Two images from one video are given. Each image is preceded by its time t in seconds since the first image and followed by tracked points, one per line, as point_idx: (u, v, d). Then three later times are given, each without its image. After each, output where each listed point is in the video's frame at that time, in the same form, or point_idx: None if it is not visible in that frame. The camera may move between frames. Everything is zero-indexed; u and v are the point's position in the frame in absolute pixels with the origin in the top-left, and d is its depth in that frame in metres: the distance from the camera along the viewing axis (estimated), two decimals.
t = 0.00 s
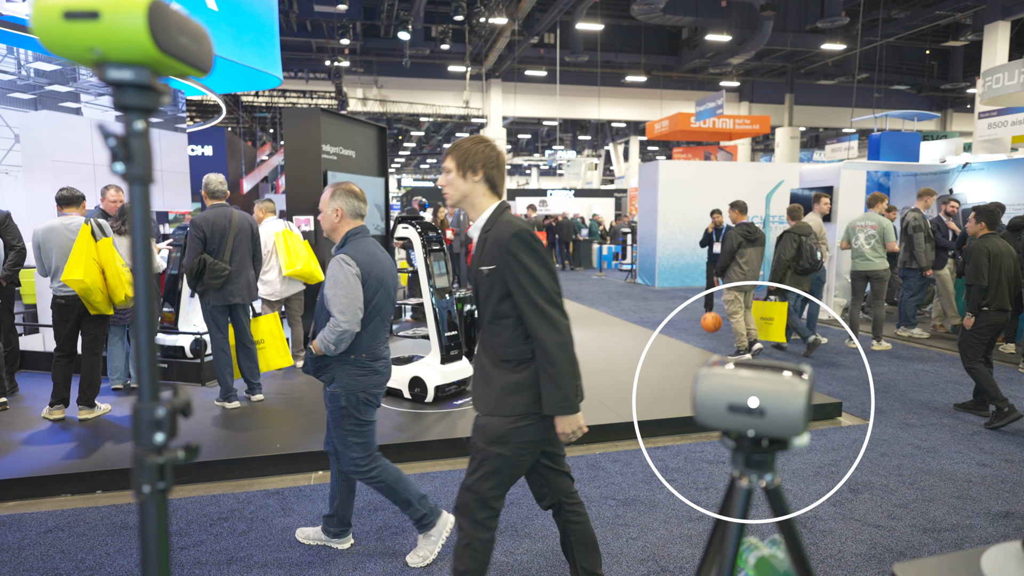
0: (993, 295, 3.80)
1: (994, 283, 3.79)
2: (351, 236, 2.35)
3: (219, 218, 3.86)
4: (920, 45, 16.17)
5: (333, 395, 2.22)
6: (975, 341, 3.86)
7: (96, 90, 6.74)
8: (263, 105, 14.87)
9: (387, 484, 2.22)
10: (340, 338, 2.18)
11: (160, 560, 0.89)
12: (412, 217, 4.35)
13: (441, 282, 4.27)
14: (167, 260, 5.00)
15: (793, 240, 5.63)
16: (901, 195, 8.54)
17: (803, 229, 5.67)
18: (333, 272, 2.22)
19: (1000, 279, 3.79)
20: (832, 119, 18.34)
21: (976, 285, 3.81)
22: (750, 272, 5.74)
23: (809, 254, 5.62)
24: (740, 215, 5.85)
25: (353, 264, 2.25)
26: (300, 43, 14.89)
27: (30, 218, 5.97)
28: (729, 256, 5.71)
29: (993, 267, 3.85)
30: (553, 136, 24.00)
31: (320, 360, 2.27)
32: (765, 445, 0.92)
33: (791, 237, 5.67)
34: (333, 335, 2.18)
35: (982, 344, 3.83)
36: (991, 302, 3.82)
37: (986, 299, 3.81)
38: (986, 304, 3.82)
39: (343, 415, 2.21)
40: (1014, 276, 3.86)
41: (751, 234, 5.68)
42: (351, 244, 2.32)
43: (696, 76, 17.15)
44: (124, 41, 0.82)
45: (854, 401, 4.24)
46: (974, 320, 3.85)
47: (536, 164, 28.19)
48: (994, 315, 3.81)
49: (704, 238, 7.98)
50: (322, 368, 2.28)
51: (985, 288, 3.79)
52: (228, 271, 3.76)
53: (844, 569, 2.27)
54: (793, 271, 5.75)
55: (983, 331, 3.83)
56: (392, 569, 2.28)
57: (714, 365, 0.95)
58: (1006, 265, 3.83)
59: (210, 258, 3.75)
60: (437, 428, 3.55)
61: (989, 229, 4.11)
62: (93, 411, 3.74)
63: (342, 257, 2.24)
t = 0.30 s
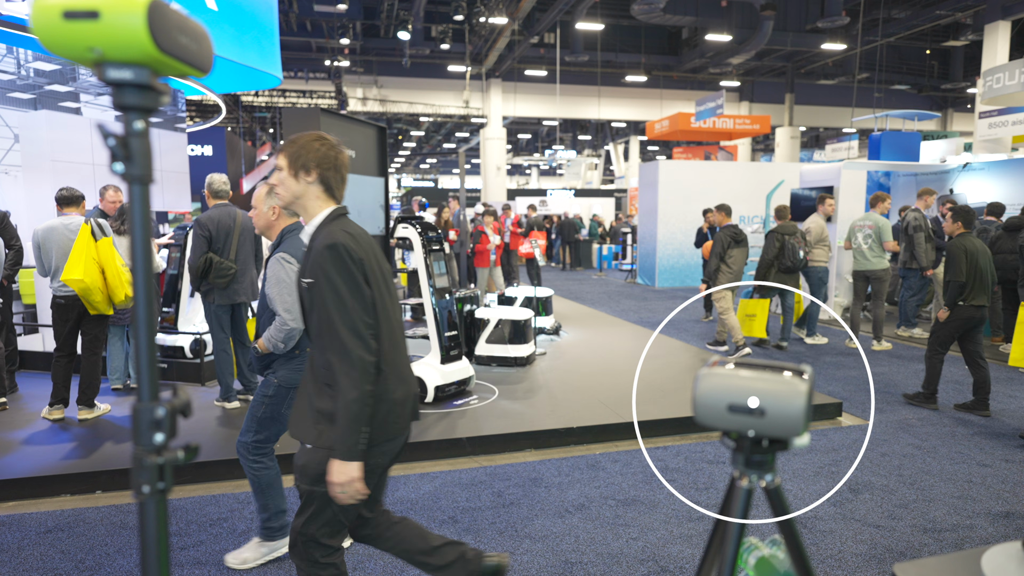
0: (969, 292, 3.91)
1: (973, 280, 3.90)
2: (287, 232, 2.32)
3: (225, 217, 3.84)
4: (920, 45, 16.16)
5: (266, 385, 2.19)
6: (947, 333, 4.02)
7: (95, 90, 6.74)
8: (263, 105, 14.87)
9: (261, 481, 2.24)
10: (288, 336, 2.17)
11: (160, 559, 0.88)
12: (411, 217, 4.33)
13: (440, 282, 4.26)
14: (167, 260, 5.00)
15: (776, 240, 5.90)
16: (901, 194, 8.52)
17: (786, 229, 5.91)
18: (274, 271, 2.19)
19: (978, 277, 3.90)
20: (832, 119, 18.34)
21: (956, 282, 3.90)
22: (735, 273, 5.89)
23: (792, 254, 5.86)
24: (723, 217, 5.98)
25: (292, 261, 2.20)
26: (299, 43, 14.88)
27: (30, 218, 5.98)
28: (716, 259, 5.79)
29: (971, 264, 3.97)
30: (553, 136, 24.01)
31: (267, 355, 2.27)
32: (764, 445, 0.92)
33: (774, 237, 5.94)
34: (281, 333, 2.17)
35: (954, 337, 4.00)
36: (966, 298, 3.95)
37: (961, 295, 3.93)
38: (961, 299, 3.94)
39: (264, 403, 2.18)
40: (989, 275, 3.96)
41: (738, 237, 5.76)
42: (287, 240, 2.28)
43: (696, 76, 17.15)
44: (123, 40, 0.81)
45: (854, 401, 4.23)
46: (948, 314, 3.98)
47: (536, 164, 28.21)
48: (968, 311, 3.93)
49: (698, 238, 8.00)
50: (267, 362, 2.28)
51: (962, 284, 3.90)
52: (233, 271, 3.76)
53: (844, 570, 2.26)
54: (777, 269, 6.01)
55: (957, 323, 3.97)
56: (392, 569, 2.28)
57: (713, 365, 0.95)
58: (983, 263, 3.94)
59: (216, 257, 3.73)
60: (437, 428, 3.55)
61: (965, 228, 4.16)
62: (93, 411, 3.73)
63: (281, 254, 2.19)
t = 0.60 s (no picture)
0: (932, 293, 4.04)
1: (934, 281, 4.02)
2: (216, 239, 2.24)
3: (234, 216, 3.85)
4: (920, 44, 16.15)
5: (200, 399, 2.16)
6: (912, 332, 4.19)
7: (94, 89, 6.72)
8: (263, 105, 14.86)
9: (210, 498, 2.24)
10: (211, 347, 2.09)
11: (159, 561, 0.88)
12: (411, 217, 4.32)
13: (440, 282, 4.26)
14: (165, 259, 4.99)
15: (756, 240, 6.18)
16: (901, 194, 8.51)
17: (769, 230, 6.15)
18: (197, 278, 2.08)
19: (941, 278, 4.01)
20: (832, 119, 18.33)
21: (918, 284, 4.04)
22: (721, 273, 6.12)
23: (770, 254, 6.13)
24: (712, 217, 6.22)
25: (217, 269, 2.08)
26: (299, 43, 14.88)
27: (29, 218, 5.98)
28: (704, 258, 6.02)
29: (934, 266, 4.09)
30: (553, 136, 24.00)
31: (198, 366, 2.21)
32: (764, 445, 0.92)
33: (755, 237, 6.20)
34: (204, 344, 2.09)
35: (919, 335, 4.16)
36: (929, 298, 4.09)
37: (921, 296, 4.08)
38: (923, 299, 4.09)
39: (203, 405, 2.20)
40: (956, 276, 4.05)
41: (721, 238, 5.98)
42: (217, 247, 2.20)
43: (696, 75, 17.14)
44: (122, 40, 0.81)
45: (855, 401, 4.23)
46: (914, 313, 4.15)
47: (536, 164, 28.20)
48: (932, 309, 4.08)
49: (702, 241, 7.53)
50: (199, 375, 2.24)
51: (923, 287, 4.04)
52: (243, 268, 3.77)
53: (845, 570, 2.26)
54: (760, 269, 6.26)
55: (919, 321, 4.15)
56: (392, 569, 2.28)
57: (714, 366, 0.95)
58: (947, 264, 4.05)
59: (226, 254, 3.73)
60: (437, 428, 3.55)
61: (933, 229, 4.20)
62: (93, 411, 3.74)
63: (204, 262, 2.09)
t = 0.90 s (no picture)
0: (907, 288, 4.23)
1: (907, 277, 4.24)
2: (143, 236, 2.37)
3: (245, 215, 3.89)
4: (920, 45, 16.17)
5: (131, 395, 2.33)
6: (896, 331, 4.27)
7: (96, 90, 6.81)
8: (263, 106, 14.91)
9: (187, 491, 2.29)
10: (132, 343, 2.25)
11: (161, 559, 0.88)
12: (411, 218, 4.33)
13: (441, 282, 4.26)
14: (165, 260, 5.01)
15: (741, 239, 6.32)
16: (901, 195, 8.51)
17: (756, 229, 6.25)
18: (119, 276, 2.22)
19: (912, 274, 4.23)
20: (832, 119, 18.35)
21: (892, 280, 4.24)
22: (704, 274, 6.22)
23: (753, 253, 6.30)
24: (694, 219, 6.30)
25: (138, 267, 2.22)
26: (300, 44, 14.91)
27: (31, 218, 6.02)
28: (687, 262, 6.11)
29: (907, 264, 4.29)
30: (553, 137, 24.03)
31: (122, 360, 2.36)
32: (763, 444, 0.91)
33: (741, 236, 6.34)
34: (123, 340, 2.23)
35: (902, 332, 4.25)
36: (906, 294, 4.24)
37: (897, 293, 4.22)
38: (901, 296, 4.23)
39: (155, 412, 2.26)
40: (924, 272, 4.27)
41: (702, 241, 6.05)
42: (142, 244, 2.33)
43: (696, 76, 17.16)
44: (124, 42, 0.83)
45: (854, 401, 4.24)
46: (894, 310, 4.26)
47: (537, 164, 28.25)
48: (910, 305, 4.23)
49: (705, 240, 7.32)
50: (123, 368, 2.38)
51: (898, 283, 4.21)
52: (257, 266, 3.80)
53: (842, 569, 2.27)
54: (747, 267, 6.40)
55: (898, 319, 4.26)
56: (392, 569, 2.29)
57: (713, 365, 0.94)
58: (918, 261, 4.26)
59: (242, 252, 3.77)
60: (438, 428, 3.56)
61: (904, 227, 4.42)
62: (94, 411, 3.75)
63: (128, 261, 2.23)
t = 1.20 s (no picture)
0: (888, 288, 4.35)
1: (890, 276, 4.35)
2: (77, 240, 2.18)
3: (251, 214, 3.89)
4: (920, 45, 16.16)
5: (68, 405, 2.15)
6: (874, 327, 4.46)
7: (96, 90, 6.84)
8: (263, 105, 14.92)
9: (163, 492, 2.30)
10: (63, 347, 2.06)
11: (161, 560, 0.87)
12: (411, 218, 4.32)
13: (441, 282, 4.25)
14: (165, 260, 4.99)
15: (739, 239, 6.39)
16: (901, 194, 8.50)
17: (753, 229, 6.28)
18: (49, 277, 2.05)
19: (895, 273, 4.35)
20: (832, 119, 18.36)
21: (875, 279, 4.35)
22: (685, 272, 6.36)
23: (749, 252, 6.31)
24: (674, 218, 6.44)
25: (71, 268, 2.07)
26: (300, 44, 14.90)
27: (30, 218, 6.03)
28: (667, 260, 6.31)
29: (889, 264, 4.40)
30: (553, 136, 24.04)
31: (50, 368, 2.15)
32: (764, 445, 0.91)
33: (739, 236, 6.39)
34: (50, 344, 2.04)
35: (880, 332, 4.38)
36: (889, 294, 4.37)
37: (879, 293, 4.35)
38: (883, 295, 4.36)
39: (84, 423, 2.15)
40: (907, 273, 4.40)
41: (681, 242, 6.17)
42: (77, 247, 2.14)
43: (696, 76, 17.16)
44: (124, 41, 0.82)
45: (854, 401, 4.24)
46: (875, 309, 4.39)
47: (537, 164, 28.26)
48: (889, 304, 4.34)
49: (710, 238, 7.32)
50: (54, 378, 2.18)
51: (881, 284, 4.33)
52: (264, 265, 3.81)
53: (843, 570, 2.27)
54: (745, 267, 6.43)
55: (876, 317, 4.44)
56: (392, 569, 2.28)
57: (715, 366, 0.94)
58: (899, 261, 4.38)
59: (250, 250, 3.77)
60: (438, 428, 3.56)
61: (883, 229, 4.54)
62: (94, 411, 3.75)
63: (58, 261, 2.06)
